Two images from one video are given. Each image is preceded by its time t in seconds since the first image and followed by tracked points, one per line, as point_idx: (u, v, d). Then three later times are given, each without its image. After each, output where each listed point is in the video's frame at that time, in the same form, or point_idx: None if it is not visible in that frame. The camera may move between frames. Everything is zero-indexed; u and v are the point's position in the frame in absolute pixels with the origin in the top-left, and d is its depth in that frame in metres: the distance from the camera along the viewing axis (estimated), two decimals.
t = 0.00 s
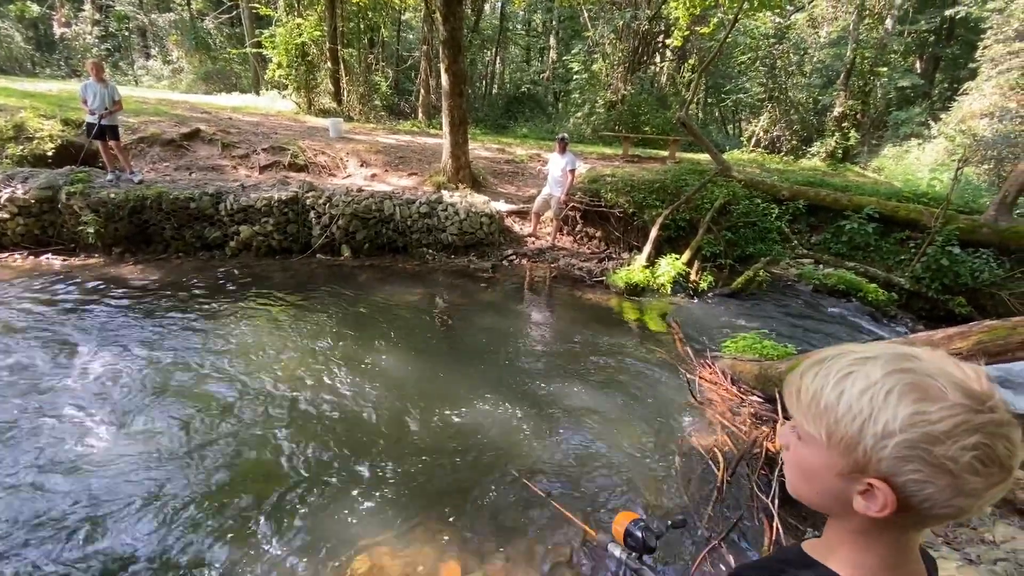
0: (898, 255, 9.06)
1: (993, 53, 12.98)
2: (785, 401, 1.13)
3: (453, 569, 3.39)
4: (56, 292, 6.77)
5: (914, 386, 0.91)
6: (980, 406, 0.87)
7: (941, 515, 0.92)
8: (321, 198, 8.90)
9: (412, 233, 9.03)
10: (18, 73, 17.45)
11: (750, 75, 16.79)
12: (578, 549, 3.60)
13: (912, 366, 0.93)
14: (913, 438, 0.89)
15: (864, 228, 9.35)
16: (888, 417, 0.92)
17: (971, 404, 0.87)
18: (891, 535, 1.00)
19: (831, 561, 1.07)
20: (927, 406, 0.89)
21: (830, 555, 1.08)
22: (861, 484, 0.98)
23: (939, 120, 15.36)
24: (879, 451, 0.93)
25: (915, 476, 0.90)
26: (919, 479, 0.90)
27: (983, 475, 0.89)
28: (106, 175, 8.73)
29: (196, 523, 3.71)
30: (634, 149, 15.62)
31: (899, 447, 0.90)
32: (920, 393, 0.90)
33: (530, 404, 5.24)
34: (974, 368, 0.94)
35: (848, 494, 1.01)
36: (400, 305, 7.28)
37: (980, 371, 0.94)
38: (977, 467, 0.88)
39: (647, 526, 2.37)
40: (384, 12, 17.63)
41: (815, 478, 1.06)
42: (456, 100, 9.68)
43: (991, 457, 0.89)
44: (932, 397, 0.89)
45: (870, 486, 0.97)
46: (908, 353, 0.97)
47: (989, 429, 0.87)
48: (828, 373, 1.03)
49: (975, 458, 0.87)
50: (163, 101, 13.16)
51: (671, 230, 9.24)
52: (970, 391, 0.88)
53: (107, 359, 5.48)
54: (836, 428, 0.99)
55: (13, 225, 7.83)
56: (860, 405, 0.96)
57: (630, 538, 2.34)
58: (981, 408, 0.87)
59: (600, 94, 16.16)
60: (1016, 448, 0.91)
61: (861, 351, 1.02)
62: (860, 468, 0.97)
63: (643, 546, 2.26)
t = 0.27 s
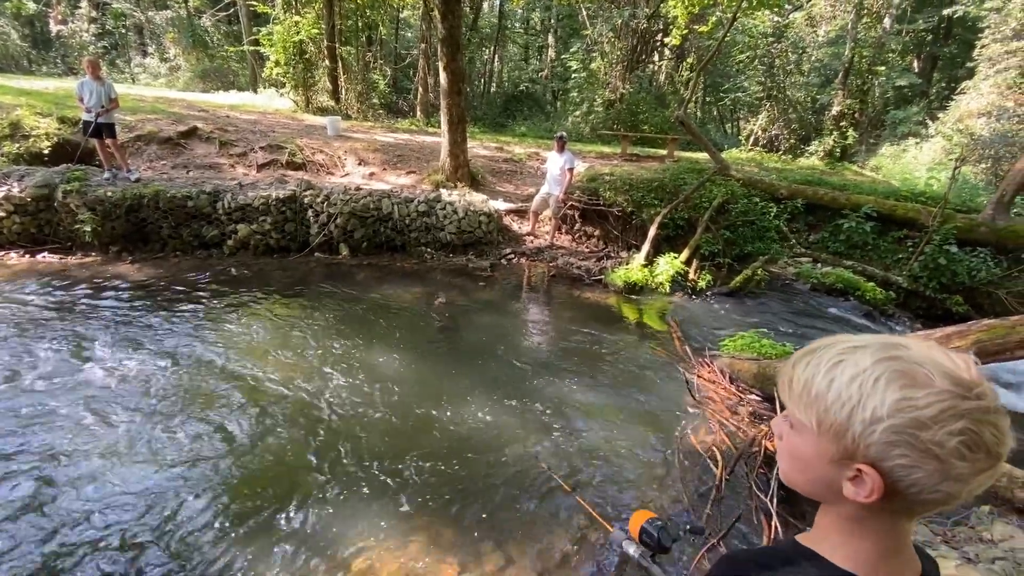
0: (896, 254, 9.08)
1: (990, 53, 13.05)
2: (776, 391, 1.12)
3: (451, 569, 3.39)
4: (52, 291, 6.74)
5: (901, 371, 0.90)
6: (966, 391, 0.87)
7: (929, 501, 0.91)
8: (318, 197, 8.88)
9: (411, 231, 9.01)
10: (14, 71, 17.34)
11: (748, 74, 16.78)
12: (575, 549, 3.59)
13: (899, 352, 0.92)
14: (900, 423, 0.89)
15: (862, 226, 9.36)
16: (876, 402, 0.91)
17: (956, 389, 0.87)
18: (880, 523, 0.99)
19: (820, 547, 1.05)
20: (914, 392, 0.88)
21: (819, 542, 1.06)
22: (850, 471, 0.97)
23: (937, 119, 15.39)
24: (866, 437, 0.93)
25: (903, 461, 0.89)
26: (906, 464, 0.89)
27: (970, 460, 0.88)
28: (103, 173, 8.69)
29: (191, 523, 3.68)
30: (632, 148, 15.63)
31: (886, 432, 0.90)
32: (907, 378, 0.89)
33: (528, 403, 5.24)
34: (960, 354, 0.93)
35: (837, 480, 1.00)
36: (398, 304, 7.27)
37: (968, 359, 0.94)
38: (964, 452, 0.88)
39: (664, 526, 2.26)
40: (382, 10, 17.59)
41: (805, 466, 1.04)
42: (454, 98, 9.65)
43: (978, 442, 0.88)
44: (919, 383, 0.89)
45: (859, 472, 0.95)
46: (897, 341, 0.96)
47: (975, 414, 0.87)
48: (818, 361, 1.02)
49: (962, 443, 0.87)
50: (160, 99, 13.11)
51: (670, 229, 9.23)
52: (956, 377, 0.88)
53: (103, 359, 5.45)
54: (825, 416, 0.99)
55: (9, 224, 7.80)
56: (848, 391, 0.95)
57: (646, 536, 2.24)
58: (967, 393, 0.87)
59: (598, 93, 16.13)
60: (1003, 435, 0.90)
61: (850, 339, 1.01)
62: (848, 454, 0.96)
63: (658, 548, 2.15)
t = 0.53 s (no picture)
0: (895, 252, 9.08)
1: (988, 51, 13.07)
2: (776, 397, 1.11)
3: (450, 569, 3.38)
4: (48, 290, 6.70)
5: (900, 376, 0.89)
6: (965, 394, 0.86)
7: (933, 506, 0.90)
8: (317, 195, 8.86)
9: (409, 230, 8.99)
10: (11, 70, 17.27)
11: (747, 73, 16.76)
12: (575, 549, 3.57)
13: (897, 357, 0.91)
14: (902, 428, 0.88)
15: (861, 225, 9.37)
16: (876, 408, 0.90)
17: (956, 393, 0.86)
18: (884, 527, 0.98)
19: (823, 553, 1.04)
20: (913, 397, 0.87)
21: (824, 548, 1.05)
22: (852, 477, 0.96)
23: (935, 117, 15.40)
24: (867, 444, 0.92)
25: (906, 467, 0.88)
26: (910, 470, 0.88)
27: (973, 464, 0.87)
28: (100, 172, 8.66)
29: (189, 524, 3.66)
30: (631, 146, 15.63)
31: (888, 439, 0.89)
32: (907, 383, 0.88)
33: (527, 402, 5.23)
34: (958, 356, 0.92)
35: (841, 487, 0.99)
36: (398, 303, 7.26)
37: (966, 360, 0.93)
38: (965, 456, 0.86)
39: (666, 534, 2.25)
40: (381, 7, 17.54)
41: (807, 472, 1.04)
42: (453, 96, 9.63)
43: (981, 445, 0.87)
44: (918, 388, 0.88)
45: (863, 478, 0.94)
46: (894, 344, 0.95)
47: (976, 418, 0.86)
48: (816, 367, 1.01)
49: (964, 447, 0.86)
50: (157, 97, 13.07)
51: (668, 228, 9.23)
52: (955, 380, 0.87)
53: (99, 358, 5.42)
54: (826, 423, 0.98)
55: (6, 222, 7.77)
56: (848, 397, 0.94)
57: (648, 544, 2.23)
58: (966, 396, 0.86)
59: (597, 91, 16.11)
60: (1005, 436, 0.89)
61: (848, 343, 1.00)
62: (851, 461, 0.95)
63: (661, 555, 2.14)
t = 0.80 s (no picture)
0: (894, 250, 9.09)
1: (987, 49, 13.05)
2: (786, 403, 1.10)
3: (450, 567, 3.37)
4: (47, 289, 6.69)
5: (917, 386, 0.88)
6: (985, 405, 0.85)
7: (949, 517, 0.89)
8: (315, 194, 8.84)
9: (408, 229, 8.97)
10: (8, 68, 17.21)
11: (746, 71, 16.74)
12: (575, 547, 3.57)
13: (914, 366, 0.90)
14: (917, 438, 0.87)
15: (860, 223, 9.36)
16: (891, 417, 0.89)
17: (974, 403, 0.84)
18: (897, 536, 0.96)
19: (831, 560, 1.03)
20: (930, 406, 0.86)
21: (831, 552, 1.04)
22: (865, 486, 0.96)
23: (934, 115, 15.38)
24: (882, 453, 0.91)
25: (921, 478, 0.87)
26: (925, 482, 0.87)
27: (990, 476, 0.86)
28: (97, 170, 8.63)
29: (188, 523, 3.65)
30: (630, 144, 15.62)
31: (904, 450, 0.88)
32: (924, 393, 0.87)
33: (527, 401, 5.22)
34: (976, 365, 0.91)
35: (851, 495, 0.98)
36: (397, 302, 7.25)
37: (983, 368, 0.92)
38: (983, 468, 0.85)
39: (668, 530, 2.24)
40: (379, 5, 17.49)
41: (817, 480, 1.03)
42: (452, 94, 9.60)
43: (1000, 457, 0.85)
44: (935, 398, 0.86)
45: (875, 488, 0.94)
46: (910, 352, 0.94)
47: (995, 429, 0.84)
48: (829, 372, 1.00)
49: (982, 458, 0.85)
50: (155, 95, 13.02)
51: (667, 226, 9.22)
52: (975, 391, 0.86)
53: (97, 357, 5.40)
54: (838, 430, 0.97)
55: (3, 221, 7.74)
56: (862, 405, 0.93)
57: (651, 540, 2.22)
58: (986, 406, 0.85)
59: (596, 89, 16.07)
60: None
61: (862, 350, 0.99)
62: (863, 469, 0.94)
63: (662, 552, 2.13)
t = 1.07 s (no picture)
0: (894, 248, 9.08)
1: (987, 46, 13.04)
2: (795, 406, 1.09)
3: (451, 565, 3.38)
4: (45, 288, 6.67)
5: (930, 390, 0.88)
6: (999, 409, 0.84)
7: (962, 522, 0.89)
8: (315, 192, 8.82)
9: (408, 227, 8.96)
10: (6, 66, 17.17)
11: (746, 68, 16.72)
12: (575, 546, 3.57)
13: (926, 370, 0.90)
14: (931, 443, 0.86)
15: (860, 221, 9.35)
16: (903, 421, 0.89)
17: (988, 407, 0.84)
18: (907, 539, 0.96)
19: (839, 563, 1.02)
20: (944, 410, 0.86)
21: (839, 555, 1.03)
22: (876, 490, 0.95)
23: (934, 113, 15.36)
24: (894, 457, 0.90)
25: (934, 483, 0.87)
26: (938, 487, 0.87)
27: (1005, 480, 0.86)
28: (96, 169, 8.61)
29: (187, 524, 3.64)
30: (630, 142, 15.62)
31: (917, 454, 0.87)
32: (936, 397, 0.87)
33: (528, 399, 5.22)
34: (990, 369, 0.91)
35: (861, 499, 0.98)
36: (397, 300, 7.25)
37: (995, 372, 0.91)
38: (997, 473, 0.85)
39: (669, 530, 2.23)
40: (379, 3, 17.46)
41: (826, 485, 1.02)
42: (451, 92, 9.57)
43: (1013, 461, 0.85)
44: (948, 402, 0.86)
45: (886, 493, 0.94)
46: (921, 355, 0.94)
47: (1010, 433, 0.84)
48: (838, 376, 1.00)
49: (996, 463, 0.84)
50: (153, 93, 12.99)
51: (667, 224, 9.21)
52: (990, 395, 0.85)
53: (96, 357, 5.38)
54: (849, 434, 0.96)
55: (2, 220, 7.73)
56: (873, 410, 0.93)
57: (652, 540, 2.21)
58: (999, 410, 0.84)
59: (596, 87, 16.06)
60: None
61: (873, 353, 0.99)
62: (874, 474, 0.94)
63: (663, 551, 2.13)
